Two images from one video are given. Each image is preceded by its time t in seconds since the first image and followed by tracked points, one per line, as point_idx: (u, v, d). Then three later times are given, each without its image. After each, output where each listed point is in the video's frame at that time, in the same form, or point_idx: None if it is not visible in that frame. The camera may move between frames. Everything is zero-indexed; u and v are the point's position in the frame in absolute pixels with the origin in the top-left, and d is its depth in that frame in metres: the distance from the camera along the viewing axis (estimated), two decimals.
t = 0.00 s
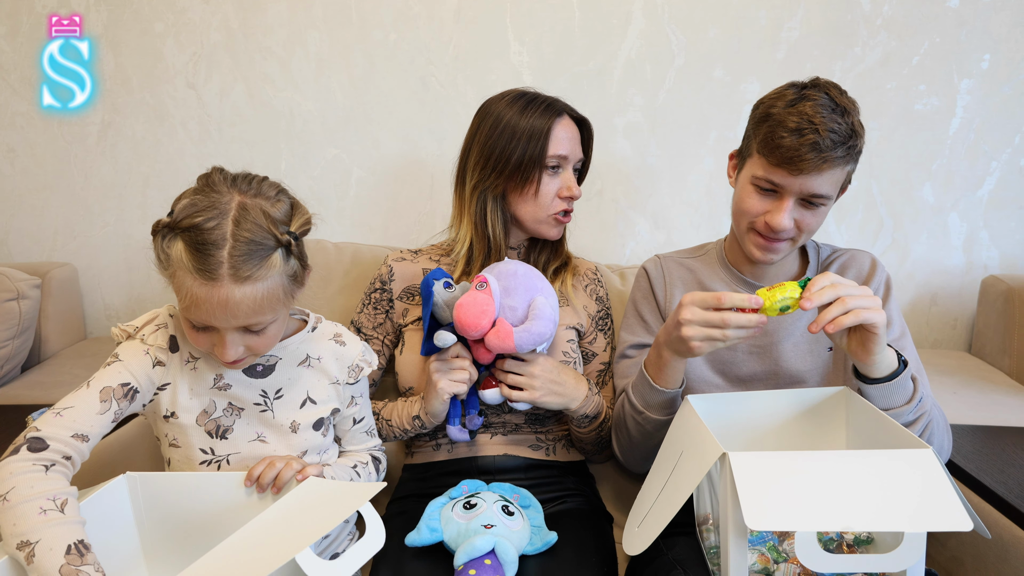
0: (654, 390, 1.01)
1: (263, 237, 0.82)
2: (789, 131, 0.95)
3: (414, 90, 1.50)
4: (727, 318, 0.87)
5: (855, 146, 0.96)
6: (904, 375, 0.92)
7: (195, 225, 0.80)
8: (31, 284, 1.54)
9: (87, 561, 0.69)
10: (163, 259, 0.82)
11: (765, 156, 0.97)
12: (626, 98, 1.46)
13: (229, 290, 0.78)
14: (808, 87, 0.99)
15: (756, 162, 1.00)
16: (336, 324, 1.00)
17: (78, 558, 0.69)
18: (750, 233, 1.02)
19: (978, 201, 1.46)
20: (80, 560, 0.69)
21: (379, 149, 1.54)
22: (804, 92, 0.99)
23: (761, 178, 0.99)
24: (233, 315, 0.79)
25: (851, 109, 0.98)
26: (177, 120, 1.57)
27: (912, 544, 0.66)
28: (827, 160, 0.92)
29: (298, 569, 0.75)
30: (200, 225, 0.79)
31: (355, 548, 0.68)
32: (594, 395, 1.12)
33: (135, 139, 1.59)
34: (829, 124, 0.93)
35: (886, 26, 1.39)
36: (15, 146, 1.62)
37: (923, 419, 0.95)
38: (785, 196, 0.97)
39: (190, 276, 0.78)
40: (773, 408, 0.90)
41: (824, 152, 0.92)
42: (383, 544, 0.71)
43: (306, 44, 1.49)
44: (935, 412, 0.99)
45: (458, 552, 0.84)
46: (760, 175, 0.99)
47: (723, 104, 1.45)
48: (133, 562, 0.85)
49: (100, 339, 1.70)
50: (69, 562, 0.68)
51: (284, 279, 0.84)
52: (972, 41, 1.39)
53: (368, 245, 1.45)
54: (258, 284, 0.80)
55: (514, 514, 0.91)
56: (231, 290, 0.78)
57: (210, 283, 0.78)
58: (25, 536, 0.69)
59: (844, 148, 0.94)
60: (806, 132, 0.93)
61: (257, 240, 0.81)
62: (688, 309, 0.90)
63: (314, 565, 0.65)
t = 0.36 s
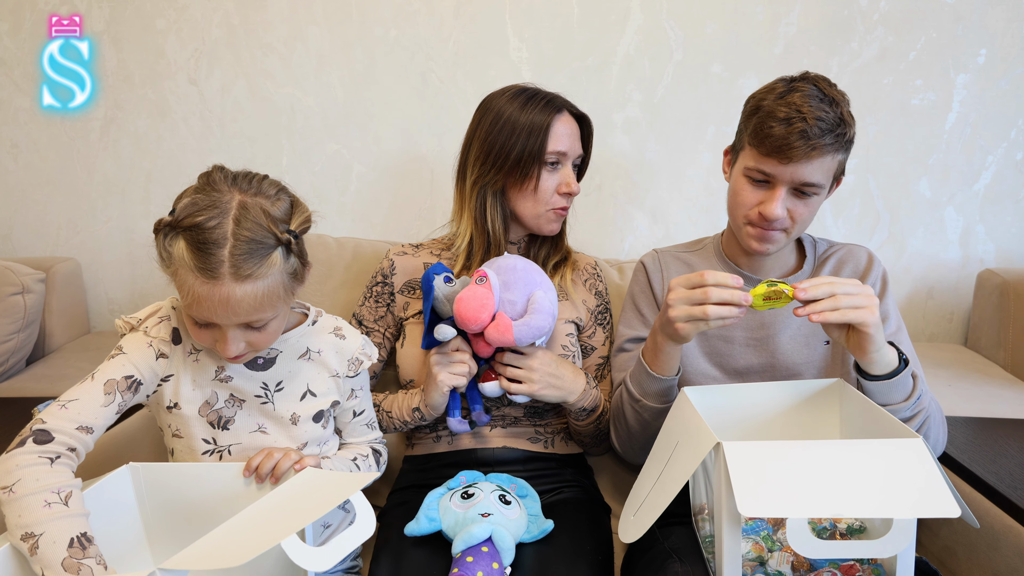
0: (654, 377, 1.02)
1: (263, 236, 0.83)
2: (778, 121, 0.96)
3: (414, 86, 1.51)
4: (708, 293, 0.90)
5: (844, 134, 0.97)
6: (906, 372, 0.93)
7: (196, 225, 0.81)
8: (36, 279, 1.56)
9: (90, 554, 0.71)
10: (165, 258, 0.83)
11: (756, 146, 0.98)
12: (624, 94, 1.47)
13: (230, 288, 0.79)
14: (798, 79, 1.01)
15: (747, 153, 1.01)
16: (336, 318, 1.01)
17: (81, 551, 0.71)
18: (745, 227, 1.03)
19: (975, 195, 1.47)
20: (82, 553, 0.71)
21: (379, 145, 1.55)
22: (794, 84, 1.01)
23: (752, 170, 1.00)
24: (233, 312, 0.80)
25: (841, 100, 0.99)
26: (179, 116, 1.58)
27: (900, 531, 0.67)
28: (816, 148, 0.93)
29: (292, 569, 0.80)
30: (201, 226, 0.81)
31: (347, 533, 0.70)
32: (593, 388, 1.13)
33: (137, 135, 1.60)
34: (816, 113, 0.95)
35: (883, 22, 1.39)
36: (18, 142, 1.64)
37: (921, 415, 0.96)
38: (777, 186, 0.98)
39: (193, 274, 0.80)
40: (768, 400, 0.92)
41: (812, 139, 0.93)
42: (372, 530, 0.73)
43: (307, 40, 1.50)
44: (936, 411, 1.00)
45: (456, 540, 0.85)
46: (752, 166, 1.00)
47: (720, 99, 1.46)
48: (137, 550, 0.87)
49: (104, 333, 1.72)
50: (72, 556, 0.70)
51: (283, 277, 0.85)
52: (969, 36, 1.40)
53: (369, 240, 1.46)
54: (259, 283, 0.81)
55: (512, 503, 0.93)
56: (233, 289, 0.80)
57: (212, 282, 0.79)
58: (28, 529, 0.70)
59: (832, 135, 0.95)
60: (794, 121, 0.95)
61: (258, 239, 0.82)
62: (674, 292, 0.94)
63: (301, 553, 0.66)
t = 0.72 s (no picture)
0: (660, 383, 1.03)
1: (262, 231, 0.84)
2: (778, 121, 0.97)
3: (415, 86, 1.51)
4: (705, 277, 0.92)
5: (844, 136, 0.97)
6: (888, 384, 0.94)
7: (197, 220, 0.82)
8: (39, 277, 1.57)
9: (91, 552, 0.72)
10: (167, 254, 0.84)
11: (756, 146, 0.99)
12: (625, 95, 1.47)
13: (230, 283, 0.80)
14: (797, 81, 1.02)
15: (747, 154, 1.02)
16: (338, 318, 1.02)
17: (83, 549, 0.71)
18: (744, 226, 1.03)
19: (973, 196, 1.47)
20: (84, 551, 0.71)
21: (381, 145, 1.55)
22: (794, 86, 1.02)
23: (751, 170, 1.00)
24: (234, 307, 0.81)
25: (841, 102, 1.00)
26: (181, 116, 1.59)
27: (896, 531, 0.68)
28: (816, 149, 0.94)
29: (293, 570, 0.80)
30: (201, 221, 0.81)
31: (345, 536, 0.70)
32: (592, 388, 1.14)
33: (140, 134, 1.61)
34: (817, 114, 0.95)
35: (882, 23, 1.40)
36: (22, 141, 1.65)
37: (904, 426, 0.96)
38: (777, 187, 0.98)
39: (193, 269, 0.80)
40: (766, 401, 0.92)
41: (812, 141, 0.94)
42: (372, 531, 0.74)
43: (309, 40, 1.51)
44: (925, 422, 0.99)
45: (454, 538, 0.86)
46: (751, 166, 1.01)
47: (720, 100, 1.46)
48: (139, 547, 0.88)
49: (107, 331, 1.73)
50: (74, 554, 0.71)
51: (283, 272, 0.85)
52: (968, 37, 1.40)
53: (370, 240, 1.47)
54: (259, 277, 0.82)
55: (510, 502, 0.93)
56: (232, 283, 0.80)
57: (212, 276, 0.80)
58: (32, 527, 0.71)
59: (832, 136, 0.95)
60: (794, 122, 0.95)
61: (257, 234, 0.83)
62: (674, 285, 0.96)
63: (302, 555, 0.67)
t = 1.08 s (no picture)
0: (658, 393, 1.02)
1: (259, 235, 0.84)
2: (785, 128, 0.96)
3: (413, 92, 1.52)
4: (715, 281, 0.92)
5: (850, 145, 0.97)
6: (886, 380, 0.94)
7: (192, 225, 0.81)
8: (37, 284, 1.57)
9: (79, 558, 0.71)
10: (164, 260, 0.84)
11: (762, 153, 0.99)
12: (624, 100, 1.47)
13: (227, 287, 0.80)
14: (802, 88, 1.01)
15: (752, 159, 1.02)
16: (338, 325, 1.02)
17: (71, 556, 0.70)
18: (747, 230, 1.03)
19: (973, 201, 1.47)
20: (72, 557, 0.70)
21: (380, 151, 1.55)
22: (798, 93, 1.01)
23: (757, 175, 1.00)
24: (232, 311, 0.81)
25: (846, 110, 1.00)
26: (180, 122, 1.59)
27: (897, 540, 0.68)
28: (823, 158, 0.94)
29: None
30: (197, 225, 0.81)
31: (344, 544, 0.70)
32: (591, 394, 1.13)
33: (139, 141, 1.61)
34: (825, 122, 0.95)
35: (880, 29, 1.40)
36: (21, 147, 1.65)
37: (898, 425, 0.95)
38: (783, 193, 0.98)
39: (190, 274, 0.80)
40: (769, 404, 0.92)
41: (821, 149, 0.94)
42: (371, 542, 0.72)
43: (308, 47, 1.51)
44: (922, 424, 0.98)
45: (453, 545, 0.85)
46: (757, 172, 1.00)
47: (718, 106, 1.46)
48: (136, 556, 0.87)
49: (105, 338, 1.73)
50: (61, 560, 0.70)
51: (281, 275, 0.85)
52: (966, 43, 1.40)
53: (369, 246, 1.46)
54: (256, 281, 0.82)
55: (508, 509, 0.93)
56: (229, 288, 0.80)
57: (209, 281, 0.79)
58: (22, 534, 0.71)
59: (839, 145, 0.95)
60: (802, 129, 0.95)
61: (253, 238, 0.83)
62: (684, 290, 0.96)
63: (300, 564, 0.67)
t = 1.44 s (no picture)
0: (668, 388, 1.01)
1: (253, 235, 0.83)
2: (782, 122, 0.96)
3: (411, 91, 1.51)
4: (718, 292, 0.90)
5: (848, 138, 0.97)
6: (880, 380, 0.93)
7: (185, 225, 0.80)
8: (32, 286, 1.56)
9: (78, 564, 0.69)
10: (156, 262, 0.83)
11: (760, 147, 0.98)
12: (622, 99, 1.47)
13: (221, 288, 0.79)
14: (798, 83, 1.01)
15: (750, 155, 1.01)
16: (335, 325, 1.01)
17: (68, 562, 0.69)
18: (747, 227, 1.02)
19: (973, 199, 1.46)
20: (70, 563, 0.69)
21: (377, 151, 1.54)
22: (795, 88, 1.01)
23: (755, 170, 0.99)
24: (226, 313, 0.80)
25: (843, 104, 0.99)
26: (176, 122, 1.58)
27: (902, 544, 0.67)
28: (821, 150, 0.93)
29: None
30: (189, 226, 0.80)
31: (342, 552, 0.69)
32: (589, 393, 1.12)
33: (135, 141, 1.60)
34: (822, 115, 0.95)
35: (880, 26, 1.39)
36: (16, 148, 1.64)
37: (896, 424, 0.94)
38: (782, 188, 0.97)
39: (183, 276, 0.79)
40: (770, 403, 0.91)
41: (818, 141, 0.93)
42: (370, 546, 0.73)
43: (304, 46, 1.50)
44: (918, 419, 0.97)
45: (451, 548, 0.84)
46: (755, 167, 1.00)
47: (717, 104, 1.45)
48: (130, 560, 0.86)
49: (101, 340, 1.72)
50: (58, 567, 0.68)
51: (276, 275, 0.84)
52: (967, 40, 1.39)
53: (366, 246, 1.45)
54: (250, 282, 0.81)
55: (507, 510, 0.91)
56: (223, 289, 0.79)
57: (202, 283, 0.78)
58: (18, 539, 0.69)
59: (837, 137, 0.94)
60: (799, 122, 0.95)
61: (248, 237, 0.82)
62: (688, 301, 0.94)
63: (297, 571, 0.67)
